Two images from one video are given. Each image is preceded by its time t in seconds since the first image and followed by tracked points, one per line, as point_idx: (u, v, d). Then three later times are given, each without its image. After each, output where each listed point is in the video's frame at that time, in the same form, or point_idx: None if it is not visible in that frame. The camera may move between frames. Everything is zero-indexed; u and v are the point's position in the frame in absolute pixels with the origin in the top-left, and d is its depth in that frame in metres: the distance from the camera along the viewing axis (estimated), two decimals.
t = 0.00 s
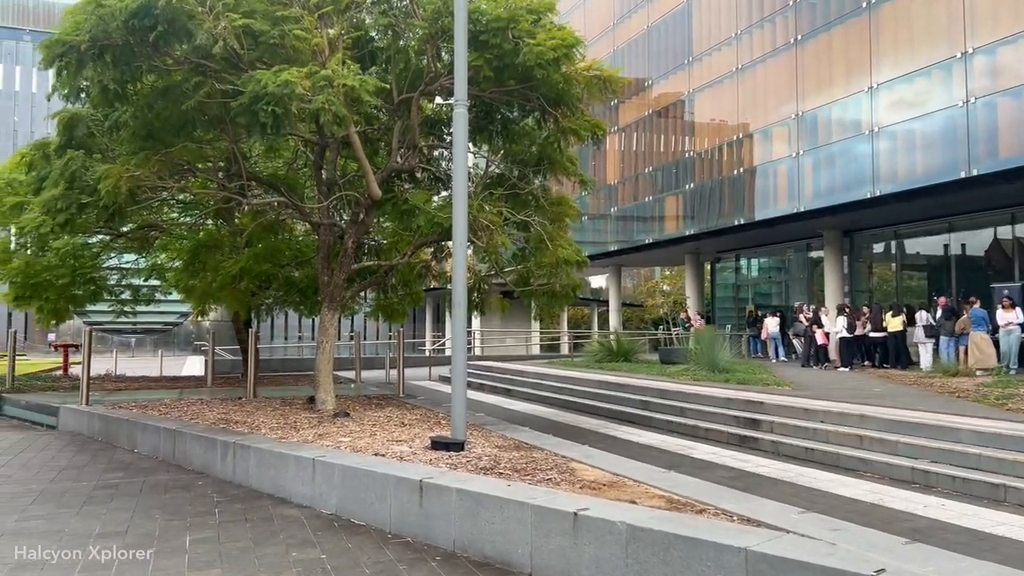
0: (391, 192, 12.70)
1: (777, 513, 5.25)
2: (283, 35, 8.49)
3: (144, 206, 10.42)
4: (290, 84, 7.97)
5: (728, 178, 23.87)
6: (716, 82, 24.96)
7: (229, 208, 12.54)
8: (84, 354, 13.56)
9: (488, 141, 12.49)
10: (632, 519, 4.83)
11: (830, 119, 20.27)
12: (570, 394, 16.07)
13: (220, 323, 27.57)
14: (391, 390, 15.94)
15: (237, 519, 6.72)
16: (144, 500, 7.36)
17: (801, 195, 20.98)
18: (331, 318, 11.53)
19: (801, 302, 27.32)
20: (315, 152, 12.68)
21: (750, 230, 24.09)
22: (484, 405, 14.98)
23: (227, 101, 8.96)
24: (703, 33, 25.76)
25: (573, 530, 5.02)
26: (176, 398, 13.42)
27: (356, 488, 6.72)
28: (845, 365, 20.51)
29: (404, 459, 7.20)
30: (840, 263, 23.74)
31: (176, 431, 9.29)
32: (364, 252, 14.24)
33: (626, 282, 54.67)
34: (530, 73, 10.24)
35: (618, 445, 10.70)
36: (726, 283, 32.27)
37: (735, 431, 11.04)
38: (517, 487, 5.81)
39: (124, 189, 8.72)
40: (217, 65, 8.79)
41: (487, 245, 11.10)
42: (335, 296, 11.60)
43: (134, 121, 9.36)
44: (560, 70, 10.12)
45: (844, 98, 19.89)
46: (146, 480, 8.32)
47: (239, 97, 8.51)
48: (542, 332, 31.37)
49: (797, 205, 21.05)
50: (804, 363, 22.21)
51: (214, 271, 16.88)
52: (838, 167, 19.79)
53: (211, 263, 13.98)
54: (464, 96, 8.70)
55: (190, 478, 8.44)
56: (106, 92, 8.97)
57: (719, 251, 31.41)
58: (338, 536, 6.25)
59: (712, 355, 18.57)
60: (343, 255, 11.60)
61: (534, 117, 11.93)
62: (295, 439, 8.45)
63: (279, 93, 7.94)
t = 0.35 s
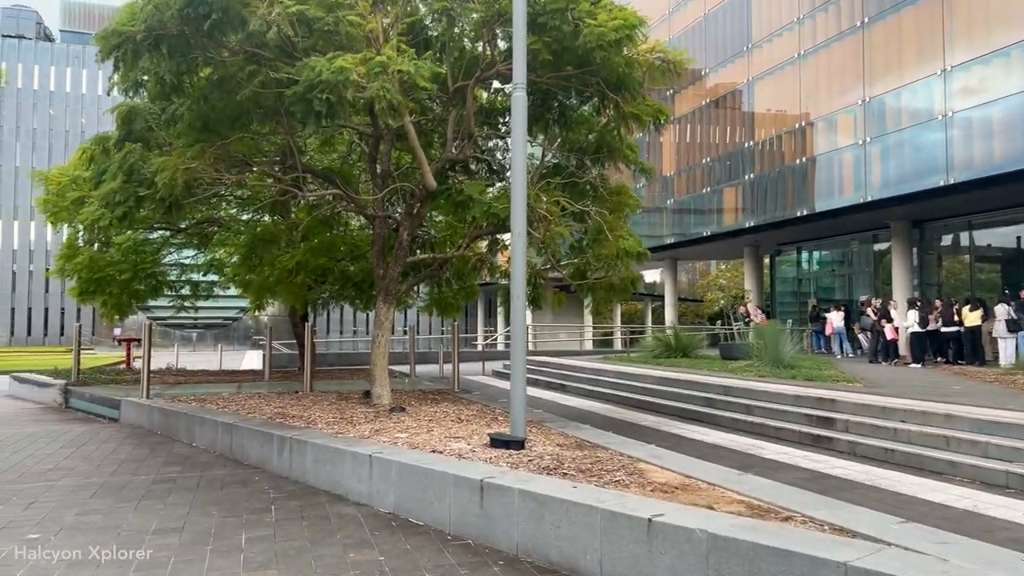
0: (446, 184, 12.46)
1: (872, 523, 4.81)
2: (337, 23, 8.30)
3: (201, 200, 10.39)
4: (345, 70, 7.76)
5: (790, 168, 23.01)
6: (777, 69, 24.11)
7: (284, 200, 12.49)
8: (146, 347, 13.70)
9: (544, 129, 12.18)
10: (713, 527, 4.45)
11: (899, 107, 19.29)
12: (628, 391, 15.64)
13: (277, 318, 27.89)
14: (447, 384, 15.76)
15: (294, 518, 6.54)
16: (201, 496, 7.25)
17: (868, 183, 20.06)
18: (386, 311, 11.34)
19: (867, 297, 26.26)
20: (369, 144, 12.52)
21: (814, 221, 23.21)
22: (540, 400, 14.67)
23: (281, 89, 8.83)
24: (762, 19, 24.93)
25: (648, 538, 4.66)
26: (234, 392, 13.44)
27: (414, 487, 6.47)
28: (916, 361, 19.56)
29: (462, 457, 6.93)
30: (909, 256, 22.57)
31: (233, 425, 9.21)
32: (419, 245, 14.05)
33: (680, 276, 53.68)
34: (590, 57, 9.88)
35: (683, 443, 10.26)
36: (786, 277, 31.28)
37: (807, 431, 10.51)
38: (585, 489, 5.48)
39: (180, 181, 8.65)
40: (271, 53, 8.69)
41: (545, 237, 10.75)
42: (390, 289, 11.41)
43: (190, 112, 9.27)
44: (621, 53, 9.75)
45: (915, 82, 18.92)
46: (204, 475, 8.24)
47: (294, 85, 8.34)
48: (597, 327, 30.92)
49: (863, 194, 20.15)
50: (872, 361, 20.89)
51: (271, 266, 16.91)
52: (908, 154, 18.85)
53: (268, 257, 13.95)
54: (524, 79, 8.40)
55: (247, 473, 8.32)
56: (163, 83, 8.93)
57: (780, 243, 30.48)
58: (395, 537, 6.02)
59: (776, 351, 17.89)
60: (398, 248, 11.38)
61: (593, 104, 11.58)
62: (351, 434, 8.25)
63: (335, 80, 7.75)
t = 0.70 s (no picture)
0: (514, 175, 12.13)
1: (1002, 542, 4.29)
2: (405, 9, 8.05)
3: (269, 194, 10.33)
4: (414, 56, 7.50)
5: (870, 155, 21.88)
6: (855, 53, 22.99)
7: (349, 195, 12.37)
8: (217, 342, 13.81)
9: (616, 117, 11.74)
10: (824, 543, 4.01)
11: (990, 90, 18.08)
12: (702, 388, 15.05)
13: (343, 313, 28.12)
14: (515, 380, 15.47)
15: (364, 519, 6.33)
16: (271, 494, 7.12)
17: (955, 170, 18.87)
18: (453, 306, 11.05)
19: (952, 291, 24.87)
20: (435, 136, 12.28)
21: (895, 211, 22.07)
22: (610, 398, 14.23)
23: (348, 78, 8.64)
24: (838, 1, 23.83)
25: (748, 553, 4.24)
26: (303, 387, 13.43)
27: (488, 489, 6.17)
28: (1009, 357, 18.41)
29: (538, 458, 6.60)
30: (998, 247, 21.22)
31: (303, 421, 9.10)
32: (485, 238, 13.75)
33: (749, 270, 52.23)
34: (666, 38, 9.44)
35: (765, 445, 9.71)
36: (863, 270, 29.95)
37: (900, 433, 9.83)
38: (673, 496, 5.08)
39: (248, 174, 8.55)
40: (338, 41, 8.53)
41: (618, 227, 10.28)
42: (458, 283, 11.10)
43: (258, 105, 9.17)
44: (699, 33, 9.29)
45: (1008, 62, 17.70)
46: (274, 471, 8.13)
47: (361, 74, 8.13)
48: (664, 322, 30.21)
49: (950, 182, 18.97)
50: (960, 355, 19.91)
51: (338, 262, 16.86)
52: (999, 138, 17.63)
53: (335, 252, 13.86)
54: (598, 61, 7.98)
55: (316, 470, 8.18)
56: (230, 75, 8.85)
57: (856, 235, 29.20)
58: (470, 541, 5.73)
59: (858, 347, 17.01)
60: (465, 241, 11.06)
61: (669, 88, 11.15)
62: (421, 432, 8.02)
63: (403, 66, 7.50)
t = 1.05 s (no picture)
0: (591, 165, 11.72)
1: None
2: None
3: (345, 187, 10.22)
4: (492, 39, 7.19)
5: (964, 139, 20.56)
6: (948, 32, 21.65)
7: (423, 187, 12.20)
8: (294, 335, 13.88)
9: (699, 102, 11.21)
10: (968, 566, 3.55)
11: None
12: (788, 386, 14.34)
13: (414, 307, 28.22)
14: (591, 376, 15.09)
15: (445, 520, 6.09)
16: (350, 491, 6.96)
17: None
18: (529, 299, 10.70)
19: None
20: (510, 125, 11.99)
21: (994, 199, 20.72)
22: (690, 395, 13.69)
23: (425, 66, 8.40)
24: None
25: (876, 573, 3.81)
26: (377, 381, 13.37)
27: (574, 493, 5.84)
28: None
29: (625, 460, 6.23)
30: None
31: (379, 416, 8.94)
32: (560, 231, 13.36)
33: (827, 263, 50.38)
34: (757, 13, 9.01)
35: (864, 448, 9.09)
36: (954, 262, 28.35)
37: (1017, 437, 9.07)
38: (781, 506, 4.66)
39: (325, 166, 8.42)
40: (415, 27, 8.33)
41: (704, 216, 9.73)
42: (533, 276, 10.74)
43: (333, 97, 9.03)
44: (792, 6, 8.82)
45: None
46: (352, 468, 7.99)
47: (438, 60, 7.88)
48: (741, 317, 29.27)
49: None
50: None
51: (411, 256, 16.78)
52: None
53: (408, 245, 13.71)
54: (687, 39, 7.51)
55: (393, 467, 8.00)
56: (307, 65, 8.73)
57: (948, 225, 27.66)
58: (556, 548, 5.41)
59: (957, 343, 15.96)
60: (541, 233, 10.68)
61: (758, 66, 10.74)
62: (500, 429, 7.74)
63: (481, 50, 7.21)
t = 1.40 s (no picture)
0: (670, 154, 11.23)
1: None
2: None
3: (416, 181, 10.03)
4: (570, 22, 6.84)
5: None
6: None
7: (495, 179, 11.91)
8: (367, 330, 13.85)
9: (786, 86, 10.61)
10: None
11: None
12: (879, 386, 13.54)
13: (483, 302, 28.14)
14: (668, 374, 14.58)
15: (525, 526, 5.79)
16: (426, 493, 6.74)
17: None
18: (604, 294, 10.30)
19: None
20: (584, 115, 11.60)
21: None
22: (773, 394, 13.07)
23: (499, 54, 8.11)
24: None
25: None
26: (449, 377, 13.21)
27: (663, 501, 5.46)
28: None
29: (716, 467, 5.82)
30: None
31: (452, 414, 8.72)
32: (636, 223, 12.90)
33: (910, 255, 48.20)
34: None
35: (972, 454, 8.40)
36: None
37: None
38: (902, 524, 4.19)
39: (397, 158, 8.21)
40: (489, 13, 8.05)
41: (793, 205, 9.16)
42: (610, 270, 10.32)
43: (404, 88, 8.81)
44: None
45: None
46: (426, 467, 7.77)
47: (513, 47, 7.57)
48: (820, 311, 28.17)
49: None
50: None
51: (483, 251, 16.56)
52: None
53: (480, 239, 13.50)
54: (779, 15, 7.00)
55: (468, 467, 7.77)
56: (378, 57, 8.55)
57: None
58: (646, 561, 5.04)
59: None
60: (618, 224, 10.27)
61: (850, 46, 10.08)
62: (579, 430, 7.41)
63: (558, 34, 6.86)
